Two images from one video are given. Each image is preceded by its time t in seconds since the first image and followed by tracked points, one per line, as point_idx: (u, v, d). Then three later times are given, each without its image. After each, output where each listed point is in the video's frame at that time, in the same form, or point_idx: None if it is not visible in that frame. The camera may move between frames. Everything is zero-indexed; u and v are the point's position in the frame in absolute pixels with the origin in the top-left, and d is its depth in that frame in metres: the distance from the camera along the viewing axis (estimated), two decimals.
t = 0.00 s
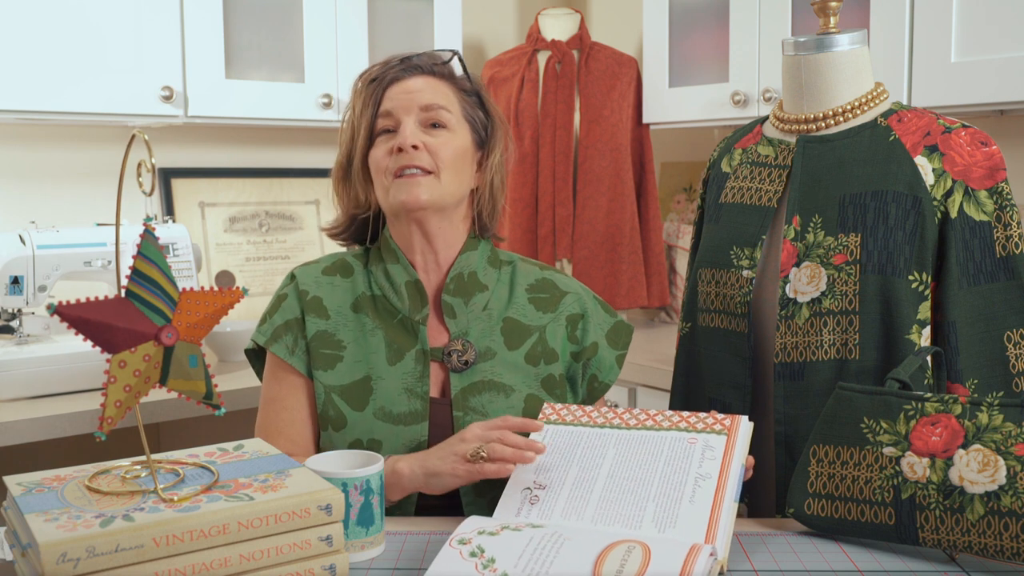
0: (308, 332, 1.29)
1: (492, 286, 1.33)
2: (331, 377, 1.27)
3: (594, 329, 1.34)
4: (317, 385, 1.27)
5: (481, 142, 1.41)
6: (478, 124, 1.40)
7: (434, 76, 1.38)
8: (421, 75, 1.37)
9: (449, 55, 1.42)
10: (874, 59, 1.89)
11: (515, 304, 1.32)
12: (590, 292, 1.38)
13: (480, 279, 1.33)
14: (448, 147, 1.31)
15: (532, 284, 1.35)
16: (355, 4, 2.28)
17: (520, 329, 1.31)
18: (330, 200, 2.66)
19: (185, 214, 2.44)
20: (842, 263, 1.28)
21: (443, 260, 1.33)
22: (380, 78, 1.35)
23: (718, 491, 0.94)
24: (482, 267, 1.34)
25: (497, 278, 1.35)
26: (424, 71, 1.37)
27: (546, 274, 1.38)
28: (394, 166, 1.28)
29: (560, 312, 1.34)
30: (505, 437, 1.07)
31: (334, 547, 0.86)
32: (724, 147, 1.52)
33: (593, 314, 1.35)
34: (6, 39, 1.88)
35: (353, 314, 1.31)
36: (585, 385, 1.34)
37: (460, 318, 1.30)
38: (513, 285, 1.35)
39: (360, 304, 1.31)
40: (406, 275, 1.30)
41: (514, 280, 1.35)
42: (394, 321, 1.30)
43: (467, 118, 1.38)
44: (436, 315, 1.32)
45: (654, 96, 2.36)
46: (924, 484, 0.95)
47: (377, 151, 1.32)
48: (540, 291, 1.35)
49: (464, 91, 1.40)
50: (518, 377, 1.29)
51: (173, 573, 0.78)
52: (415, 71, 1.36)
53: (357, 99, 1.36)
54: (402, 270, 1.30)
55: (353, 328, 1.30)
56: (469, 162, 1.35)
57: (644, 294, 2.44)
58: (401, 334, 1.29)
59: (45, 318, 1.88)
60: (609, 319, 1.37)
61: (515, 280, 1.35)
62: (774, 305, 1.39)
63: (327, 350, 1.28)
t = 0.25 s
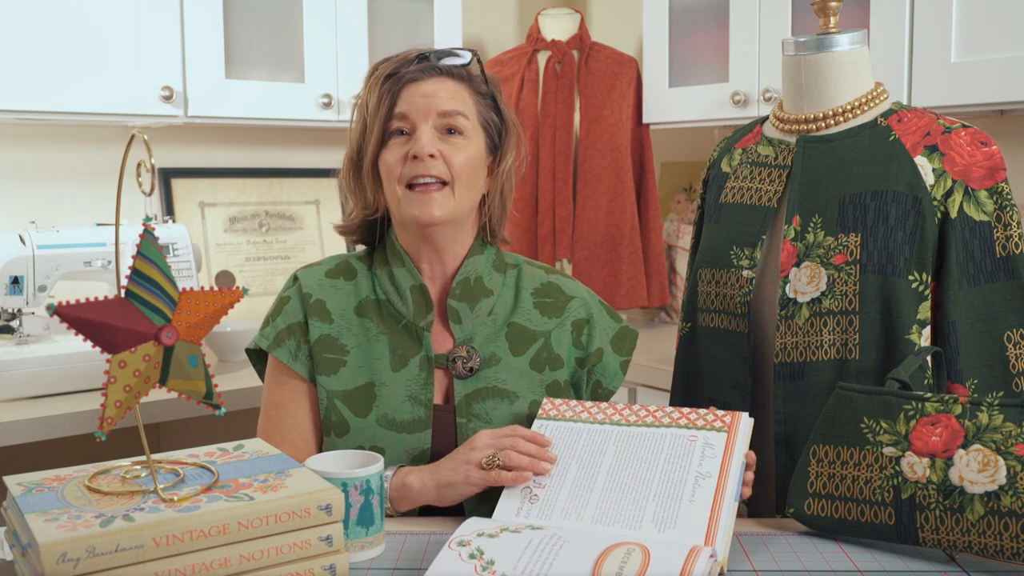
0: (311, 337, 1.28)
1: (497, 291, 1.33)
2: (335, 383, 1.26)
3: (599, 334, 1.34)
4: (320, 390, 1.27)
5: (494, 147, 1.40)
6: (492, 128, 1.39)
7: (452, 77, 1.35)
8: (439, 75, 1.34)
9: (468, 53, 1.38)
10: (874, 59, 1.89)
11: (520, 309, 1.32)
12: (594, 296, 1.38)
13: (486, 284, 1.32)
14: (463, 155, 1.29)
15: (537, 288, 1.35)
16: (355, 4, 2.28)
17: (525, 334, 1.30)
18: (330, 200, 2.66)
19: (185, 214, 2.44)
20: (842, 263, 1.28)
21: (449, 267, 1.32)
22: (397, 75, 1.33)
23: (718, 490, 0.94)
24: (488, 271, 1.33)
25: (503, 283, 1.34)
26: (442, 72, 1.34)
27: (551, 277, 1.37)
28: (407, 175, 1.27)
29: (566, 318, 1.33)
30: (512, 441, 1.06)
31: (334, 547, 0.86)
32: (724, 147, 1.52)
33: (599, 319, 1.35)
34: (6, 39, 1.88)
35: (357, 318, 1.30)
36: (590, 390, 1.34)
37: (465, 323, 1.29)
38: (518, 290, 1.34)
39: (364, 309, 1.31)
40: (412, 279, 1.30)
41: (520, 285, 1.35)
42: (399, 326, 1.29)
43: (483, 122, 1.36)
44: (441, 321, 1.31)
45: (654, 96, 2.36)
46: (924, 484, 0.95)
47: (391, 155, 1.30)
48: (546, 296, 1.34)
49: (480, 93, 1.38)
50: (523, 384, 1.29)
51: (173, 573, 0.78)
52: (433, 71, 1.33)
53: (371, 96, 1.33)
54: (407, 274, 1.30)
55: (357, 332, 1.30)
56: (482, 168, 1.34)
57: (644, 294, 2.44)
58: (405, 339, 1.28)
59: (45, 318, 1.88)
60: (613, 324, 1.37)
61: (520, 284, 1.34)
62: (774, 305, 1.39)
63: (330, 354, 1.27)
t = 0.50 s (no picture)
0: (309, 334, 1.29)
1: (499, 290, 1.32)
2: (332, 381, 1.27)
3: (600, 337, 1.34)
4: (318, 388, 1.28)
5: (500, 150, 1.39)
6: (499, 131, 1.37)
7: (462, 81, 1.32)
8: (450, 80, 1.31)
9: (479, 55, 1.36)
10: (874, 60, 1.89)
11: (522, 309, 1.32)
12: (597, 300, 1.38)
13: (487, 283, 1.32)
14: (474, 164, 1.29)
15: (539, 288, 1.35)
16: (355, 4, 2.28)
17: (526, 335, 1.30)
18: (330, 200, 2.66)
19: (185, 214, 2.44)
20: (842, 263, 1.28)
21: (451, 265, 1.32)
22: (405, 78, 1.30)
23: (717, 488, 0.94)
24: (490, 271, 1.33)
25: (504, 282, 1.34)
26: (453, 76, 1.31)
27: (553, 278, 1.37)
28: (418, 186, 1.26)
29: (568, 319, 1.33)
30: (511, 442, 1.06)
31: (334, 547, 0.86)
32: (724, 147, 1.52)
33: (600, 321, 1.35)
34: (6, 39, 1.88)
35: (356, 317, 1.30)
36: (587, 392, 1.33)
37: (466, 322, 1.29)
38: (520, 290, 1.34)
39: (364, 307, 1.31)
40: (413, 278, 1.29)
41: (522, 285, 1.35)
42: (398, 325, 1.29)
43: (490, 125, 1.35)
44: (442, 320, 1.31)
45: (654, 96, 2.36)
46: (924, 484, 0.95)
47: (401, 163, 1.28)
48: (547, 297, 1.34)
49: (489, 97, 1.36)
50: (521, 384, 1.28)
51: (173, 573, 0.78)
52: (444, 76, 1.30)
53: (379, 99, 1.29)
54: (409, 273, 1.30)
55: (356, 331, 1.30)
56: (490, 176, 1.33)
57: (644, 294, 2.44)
58: (403, 338, 1.28)
59: (45, 318, 1.88)
60: (614, 328, 1.36)
61: (522, 284, 1.34)
62: (774, 305, 1.39)
63: (328, 352, 1.28)
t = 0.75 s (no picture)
0: (307, 337, 1.29)
1: (498, 291, 1.32)
2: (330, 384, 1.27)
3: (600, 337, 1.33)
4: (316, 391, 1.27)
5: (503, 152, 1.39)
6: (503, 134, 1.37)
7: (469, 86, 1.32)
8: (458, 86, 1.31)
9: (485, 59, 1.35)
10: (874, 60, 1.89)
11: (521, 310, 1.32)
12: (596, 299, 1.38)
13: (487, 284, 1.32)
14: (481, 172, 1.29)
15: (538, 289, 1.35)
16: (355, 4, 2.28)
17: (525, 336, 1.30)
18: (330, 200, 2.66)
19: (185, 214, 2.44)
20: (842, 263, 1.28)
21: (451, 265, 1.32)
22: (414, 84, 1.28)
23: (717, 487, 0.94)
24: (489, 272, 1.33)
25: (503, 283, 1.34)
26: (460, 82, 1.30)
27: (551, 279, 1.37)
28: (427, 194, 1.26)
29: (566, 319, 1.33)
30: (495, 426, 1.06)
31: (334, 547, 0.86)
32: (724, 147, 1.52)
33: (599, 321, 1.35)
34: (6, 39, 1.88)
35: (355, 319, 1.30)
36: (588, 392, 1.33)
37: (465, 323, 1.29)
38: (519, 291, 1.34)
39: (362, 309, 1.31)
40: (413, 280, 1.29)
41: (521, 285, 1.35)
42: (398, 328, 1.29)
43: (494, 130, 1.35)
44: (441, 323, 1.32)
45: (654, 96, 2.36)
46: (924, 484, 0.95)
47: (409, 171, 1.28)
48: (546, 298, 1.34)
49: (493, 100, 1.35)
50: (521, 385, 1.29)
51: (173, 573, 0.78)
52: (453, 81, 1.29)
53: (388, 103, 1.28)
54: (409, 275, 1.30)
55: (354, 333, 1.30)
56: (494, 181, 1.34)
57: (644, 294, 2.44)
58: (402, 341, 1.28)
59: (45, 318, 1.88)
60: (614, 327, 1.36)
61: (521, 285, 1.35)
62: (774, 305, 1.39)
63: (326, 355, 1.27)
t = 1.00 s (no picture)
0: (307, 337, 1.29)
1: (495, 291, 1.32)
2: (330, 383, 1.27)
3: (598, 335, 1.33)
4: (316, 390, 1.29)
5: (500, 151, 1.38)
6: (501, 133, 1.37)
7: (470, 88, 1.31)
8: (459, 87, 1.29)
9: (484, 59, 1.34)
10: (873, 60, 1.89)
11: (519, 310, 1.32)
12: (595, 298, 1.37)
13: (484, 283, 1.31)
14: (482, 175, 1.28)
15: (536, 288, 1.34)
16: (355, 4, 2.28)
17: (523, 336, 1.30)
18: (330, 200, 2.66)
19: (185, 214, 2.44)
20: (842, 263, 1.28)
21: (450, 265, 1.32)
22: (416, 86, 1.26)
23: (717, 486, 0.94)
24: (486, 271, 1.32)
25: (501, 282, 1.34)
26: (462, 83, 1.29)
27: (550, 278, 1.37)
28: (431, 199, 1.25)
29: (565, 318, 1.33)
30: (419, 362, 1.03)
31: (334, 547, 0.86)
32: (724, 147, 1.52)
33: (598, 319, 1.35)
34: (6, 39, 1.88)
35: (354, 319, 1.30)
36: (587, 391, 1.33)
37: (463, 324, 1.29)
38: (516, 290, 1.34)
39: (361, 309, 1.30)
40: (412, 280, 1.29)
41: (519, 284, 1.35)
42: (397, 328, 1.29)
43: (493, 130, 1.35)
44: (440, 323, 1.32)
45: (654, 96, 2.37)
46: (924, 484, 0.95)
47: (411, 174, 1.27)
48: (545, 297, 1.34)
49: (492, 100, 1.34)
50: (520, 385, 1.29)
51: (173, 573, 0.78)
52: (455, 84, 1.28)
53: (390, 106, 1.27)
54: (408, 275, 1.30)
55: (353, 333, 1.30)
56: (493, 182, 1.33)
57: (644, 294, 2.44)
58: (402, 340, 1.28)
59: (45, 318, 1.88)
60: (612, 326, 1.36)
61: (519, 284, 1.34)
62: (774, 305, 1.39)
63: (326, 355, 1.28)
